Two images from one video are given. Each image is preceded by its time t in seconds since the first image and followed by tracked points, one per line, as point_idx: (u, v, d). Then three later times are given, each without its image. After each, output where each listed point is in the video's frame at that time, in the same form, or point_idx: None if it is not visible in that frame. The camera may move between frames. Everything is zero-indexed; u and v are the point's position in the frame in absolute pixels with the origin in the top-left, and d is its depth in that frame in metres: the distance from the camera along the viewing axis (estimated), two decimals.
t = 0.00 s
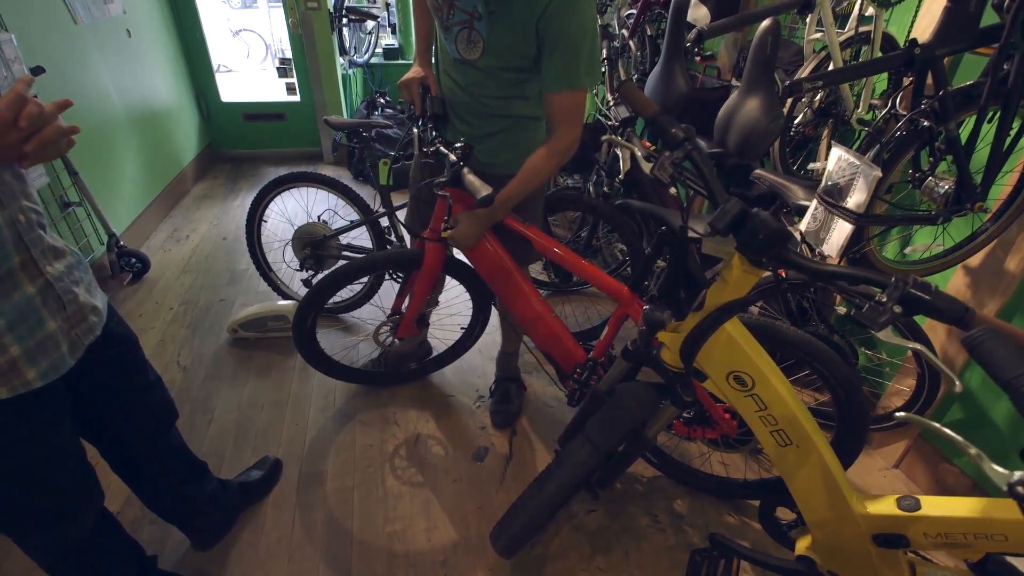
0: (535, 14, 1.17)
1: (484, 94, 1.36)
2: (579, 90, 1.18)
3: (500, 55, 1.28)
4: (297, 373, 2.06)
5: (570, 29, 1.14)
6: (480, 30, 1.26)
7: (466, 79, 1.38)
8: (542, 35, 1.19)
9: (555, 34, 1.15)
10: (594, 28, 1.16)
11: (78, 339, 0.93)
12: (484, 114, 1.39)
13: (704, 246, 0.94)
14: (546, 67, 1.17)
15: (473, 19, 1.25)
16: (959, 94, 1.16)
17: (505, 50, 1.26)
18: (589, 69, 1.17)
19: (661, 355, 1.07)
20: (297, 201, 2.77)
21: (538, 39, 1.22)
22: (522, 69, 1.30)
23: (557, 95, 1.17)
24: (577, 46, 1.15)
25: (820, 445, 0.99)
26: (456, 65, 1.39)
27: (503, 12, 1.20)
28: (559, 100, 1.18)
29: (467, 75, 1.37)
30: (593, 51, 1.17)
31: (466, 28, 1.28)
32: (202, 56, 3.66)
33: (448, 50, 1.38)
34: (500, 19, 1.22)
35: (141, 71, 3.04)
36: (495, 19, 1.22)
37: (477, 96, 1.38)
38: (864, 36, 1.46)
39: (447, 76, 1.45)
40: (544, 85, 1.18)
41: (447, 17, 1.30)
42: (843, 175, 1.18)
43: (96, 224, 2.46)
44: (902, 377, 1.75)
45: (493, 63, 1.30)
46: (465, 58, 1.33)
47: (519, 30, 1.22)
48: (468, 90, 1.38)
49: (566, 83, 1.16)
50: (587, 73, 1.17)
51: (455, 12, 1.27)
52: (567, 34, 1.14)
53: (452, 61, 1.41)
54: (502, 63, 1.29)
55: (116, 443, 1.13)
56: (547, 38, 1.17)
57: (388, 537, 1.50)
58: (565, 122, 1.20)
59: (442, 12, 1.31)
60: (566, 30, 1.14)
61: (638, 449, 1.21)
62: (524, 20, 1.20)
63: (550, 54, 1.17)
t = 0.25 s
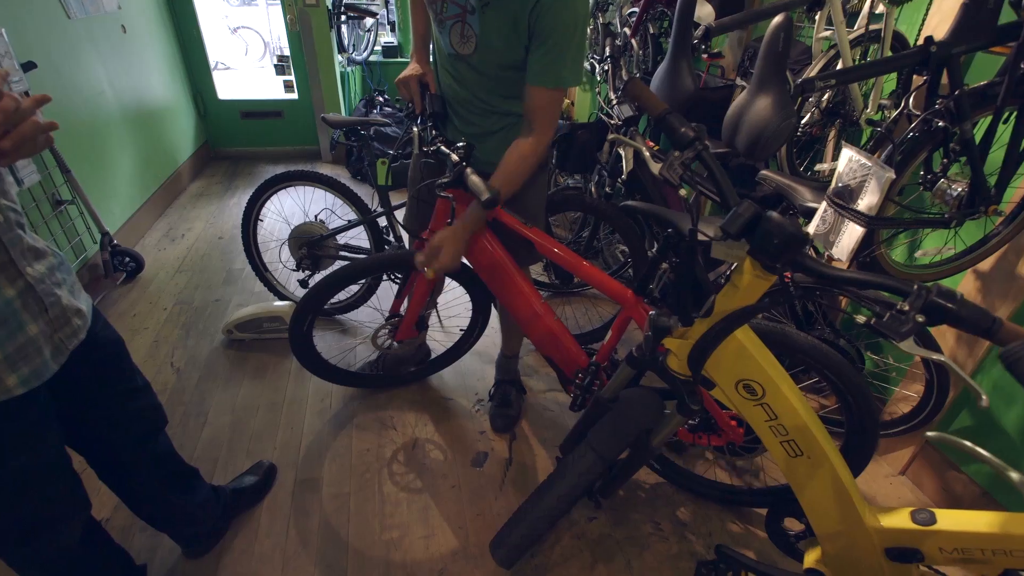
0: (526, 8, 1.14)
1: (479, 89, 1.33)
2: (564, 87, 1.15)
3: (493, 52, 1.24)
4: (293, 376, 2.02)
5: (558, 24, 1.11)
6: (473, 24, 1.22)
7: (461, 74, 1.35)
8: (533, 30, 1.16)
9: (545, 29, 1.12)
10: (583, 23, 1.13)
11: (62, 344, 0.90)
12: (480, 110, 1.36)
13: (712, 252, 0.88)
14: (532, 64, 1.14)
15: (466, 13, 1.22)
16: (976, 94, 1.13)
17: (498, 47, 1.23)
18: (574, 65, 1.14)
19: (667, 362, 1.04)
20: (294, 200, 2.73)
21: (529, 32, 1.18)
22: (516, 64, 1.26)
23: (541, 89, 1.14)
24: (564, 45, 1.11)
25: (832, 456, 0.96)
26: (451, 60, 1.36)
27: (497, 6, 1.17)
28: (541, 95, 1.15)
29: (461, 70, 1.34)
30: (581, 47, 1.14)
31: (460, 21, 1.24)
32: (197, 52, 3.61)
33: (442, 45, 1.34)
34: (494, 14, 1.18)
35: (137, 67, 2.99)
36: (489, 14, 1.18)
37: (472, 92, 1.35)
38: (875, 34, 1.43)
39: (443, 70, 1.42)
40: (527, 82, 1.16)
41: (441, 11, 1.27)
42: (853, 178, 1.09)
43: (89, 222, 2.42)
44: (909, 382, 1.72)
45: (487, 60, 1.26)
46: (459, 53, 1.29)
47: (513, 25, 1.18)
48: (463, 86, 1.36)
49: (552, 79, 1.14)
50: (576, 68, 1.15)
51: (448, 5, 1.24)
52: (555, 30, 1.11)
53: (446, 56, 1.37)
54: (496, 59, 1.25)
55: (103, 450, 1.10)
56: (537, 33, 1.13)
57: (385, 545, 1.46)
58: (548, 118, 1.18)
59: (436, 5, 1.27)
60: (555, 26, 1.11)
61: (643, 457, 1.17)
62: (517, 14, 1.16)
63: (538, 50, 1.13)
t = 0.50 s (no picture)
0: None
1: (479, 80, 1.29)
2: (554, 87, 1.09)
3: (494, 43, 1.20)
4: (289, 375, 1.99)
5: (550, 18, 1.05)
6: (474, 12, 1.18)
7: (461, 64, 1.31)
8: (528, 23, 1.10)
9: (542, 22, 1.06)
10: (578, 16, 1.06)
11: (45, 345, 0.87)
12: (480, 102, 1.32)
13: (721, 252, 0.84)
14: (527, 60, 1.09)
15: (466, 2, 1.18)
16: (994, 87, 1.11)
17: (498, 38, 1.19)
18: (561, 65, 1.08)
19: (674, 365, 1.00)
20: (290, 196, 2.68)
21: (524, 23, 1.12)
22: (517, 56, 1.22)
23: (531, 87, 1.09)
24: (560, 41, 1.06)
25: (844, 464, 0.93)
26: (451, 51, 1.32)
27: None
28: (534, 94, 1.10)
29: (461, 61, 1.30)
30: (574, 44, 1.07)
31: (459, 10, 1.20)
32: (193, 46, 3.56)
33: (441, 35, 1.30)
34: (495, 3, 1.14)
35: (132, 60, 2.95)
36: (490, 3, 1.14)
37: (472, 84, 1.31)
38: (886, 28, 1.39)
39: (444, 60, 1.37)
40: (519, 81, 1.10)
41: None
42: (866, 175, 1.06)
43: (81, 217, 2.38)
44: (915, 385, 1.70)
45: (488, 51, 1.22)
46: (458, 43, 1.25)
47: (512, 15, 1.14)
48: (463, 76, 1.32)
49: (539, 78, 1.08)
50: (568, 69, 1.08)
51: None
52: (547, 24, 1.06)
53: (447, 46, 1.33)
54: (496, 50, 1.21)
55: (91, 454, 1.06)
56: (531, 28, 1.07)
57: (382, 550, 1.43)
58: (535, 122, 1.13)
59: None
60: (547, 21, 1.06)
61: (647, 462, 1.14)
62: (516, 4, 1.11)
63: (534, 44, 1.08)
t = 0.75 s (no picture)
0: None
1: (484, 74, 1.26)
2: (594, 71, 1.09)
3: (506, 36, 1.18)
4: (286, 373, 1.96)
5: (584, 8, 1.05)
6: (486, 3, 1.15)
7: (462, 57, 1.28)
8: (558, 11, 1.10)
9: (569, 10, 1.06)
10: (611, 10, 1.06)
11: (35, 345, 0.84)
12: (484, 97, 1.30)
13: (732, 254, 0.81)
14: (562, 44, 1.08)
15: None
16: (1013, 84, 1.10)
17: (513, 30, 1.17)
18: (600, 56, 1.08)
19: (680, 367, 0.98)
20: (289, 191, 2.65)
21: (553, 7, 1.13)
22: (528, 49, 1.21)
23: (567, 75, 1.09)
24: (592, 22, 1.05)
25: (855, 469, 0.91)
26: (453, 44, 1.28)
27: None
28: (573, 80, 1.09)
29: (464, 54, 1.27)
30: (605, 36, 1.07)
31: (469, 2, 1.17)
32: (190, 39, 3.52)
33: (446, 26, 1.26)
34: None
35: (129, 53, 2.91)
36: None
37: (479, 79, 1.28)
38: (898, 23, 1.37)
39: (443, 54, 1.34)
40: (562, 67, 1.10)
41: None
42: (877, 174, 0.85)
43: (77, 212, 2.35)
44: (922, 387, 1.68)
45: (499, 43, 1.20)
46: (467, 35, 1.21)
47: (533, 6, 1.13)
48: (467, 70, 1.28)
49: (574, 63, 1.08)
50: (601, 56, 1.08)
51: None
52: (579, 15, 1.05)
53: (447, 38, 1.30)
54: (507, 44, 1.19)
55: (84, 454, 1.04)
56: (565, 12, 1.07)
57: (381, 551, 1.41)
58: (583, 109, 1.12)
59: None
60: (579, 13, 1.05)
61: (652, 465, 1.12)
62: None
63: (564, 36, 1.08)
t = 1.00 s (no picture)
0: None
1: (488, 70, 1.22)
2: (614, 70, 1.03)
3: (515, 32, 1.14)
4: (283, 370, 1.93)
5: (602, 14, 1.01)
6: None
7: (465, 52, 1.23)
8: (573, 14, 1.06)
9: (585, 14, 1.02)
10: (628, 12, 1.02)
11: (21, 343, 0.82)
12: (486, 91, 1.26)
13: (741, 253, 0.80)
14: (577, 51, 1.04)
15: None
16: None
17: (523, 27, 1.13)
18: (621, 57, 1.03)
19: (687, 368, 0.95)
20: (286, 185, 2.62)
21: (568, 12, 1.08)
22: (535, 45, 1.18)
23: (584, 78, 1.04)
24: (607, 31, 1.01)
25: (865, 474, 0.89)
26: (457, 37, 1.23)
27: None
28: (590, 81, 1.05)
29: (467, 48, 1.22)
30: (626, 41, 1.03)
31: None
32: (186, 30, 3.47)
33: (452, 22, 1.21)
34: None
35: (124, 44, 2.86)
36: None
37: (484, 77, 1.24)
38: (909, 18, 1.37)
39: (443, 46, 1.29)
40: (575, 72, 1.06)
41: None
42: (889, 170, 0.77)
43: (71, 205, 2.31)
44: (925, 388, 1.66)
45: (508, 41, 1.16)
46: (474, 32, 1.17)
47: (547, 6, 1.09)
48: (470, 65, 1.24)
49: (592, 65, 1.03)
50: (622, 55, 1.03)
51: None
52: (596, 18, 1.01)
53: (449, 30, 1.25)
54: (516, 41, 1.16)
55: (74, 455, 1.01)
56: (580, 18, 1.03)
57: (379, 552, 1.39)
58: (605, 109, 1.07)
59: None
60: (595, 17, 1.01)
61: (656, 466, 1.10)
62: None
63: (577, 41, 1.05)
